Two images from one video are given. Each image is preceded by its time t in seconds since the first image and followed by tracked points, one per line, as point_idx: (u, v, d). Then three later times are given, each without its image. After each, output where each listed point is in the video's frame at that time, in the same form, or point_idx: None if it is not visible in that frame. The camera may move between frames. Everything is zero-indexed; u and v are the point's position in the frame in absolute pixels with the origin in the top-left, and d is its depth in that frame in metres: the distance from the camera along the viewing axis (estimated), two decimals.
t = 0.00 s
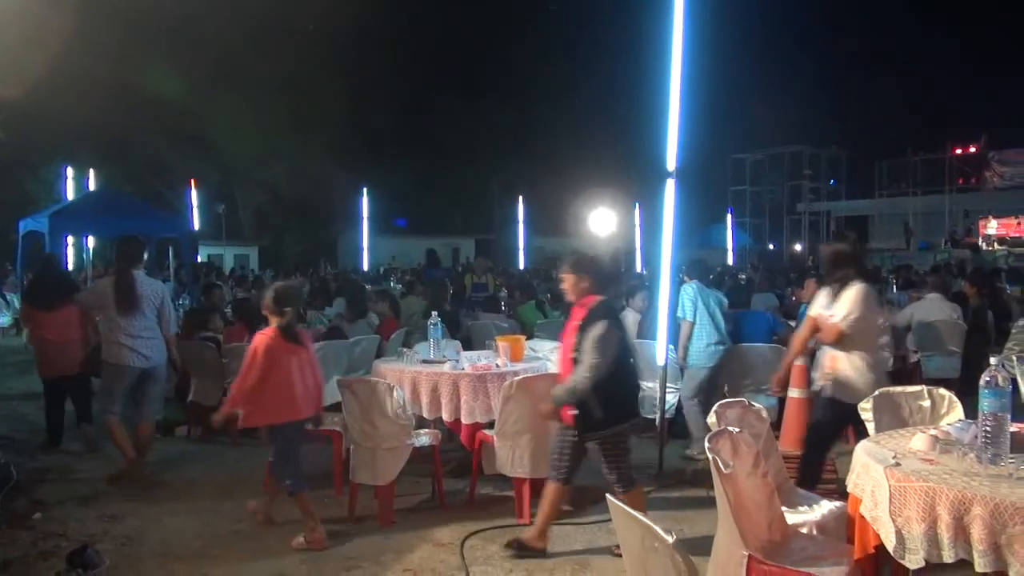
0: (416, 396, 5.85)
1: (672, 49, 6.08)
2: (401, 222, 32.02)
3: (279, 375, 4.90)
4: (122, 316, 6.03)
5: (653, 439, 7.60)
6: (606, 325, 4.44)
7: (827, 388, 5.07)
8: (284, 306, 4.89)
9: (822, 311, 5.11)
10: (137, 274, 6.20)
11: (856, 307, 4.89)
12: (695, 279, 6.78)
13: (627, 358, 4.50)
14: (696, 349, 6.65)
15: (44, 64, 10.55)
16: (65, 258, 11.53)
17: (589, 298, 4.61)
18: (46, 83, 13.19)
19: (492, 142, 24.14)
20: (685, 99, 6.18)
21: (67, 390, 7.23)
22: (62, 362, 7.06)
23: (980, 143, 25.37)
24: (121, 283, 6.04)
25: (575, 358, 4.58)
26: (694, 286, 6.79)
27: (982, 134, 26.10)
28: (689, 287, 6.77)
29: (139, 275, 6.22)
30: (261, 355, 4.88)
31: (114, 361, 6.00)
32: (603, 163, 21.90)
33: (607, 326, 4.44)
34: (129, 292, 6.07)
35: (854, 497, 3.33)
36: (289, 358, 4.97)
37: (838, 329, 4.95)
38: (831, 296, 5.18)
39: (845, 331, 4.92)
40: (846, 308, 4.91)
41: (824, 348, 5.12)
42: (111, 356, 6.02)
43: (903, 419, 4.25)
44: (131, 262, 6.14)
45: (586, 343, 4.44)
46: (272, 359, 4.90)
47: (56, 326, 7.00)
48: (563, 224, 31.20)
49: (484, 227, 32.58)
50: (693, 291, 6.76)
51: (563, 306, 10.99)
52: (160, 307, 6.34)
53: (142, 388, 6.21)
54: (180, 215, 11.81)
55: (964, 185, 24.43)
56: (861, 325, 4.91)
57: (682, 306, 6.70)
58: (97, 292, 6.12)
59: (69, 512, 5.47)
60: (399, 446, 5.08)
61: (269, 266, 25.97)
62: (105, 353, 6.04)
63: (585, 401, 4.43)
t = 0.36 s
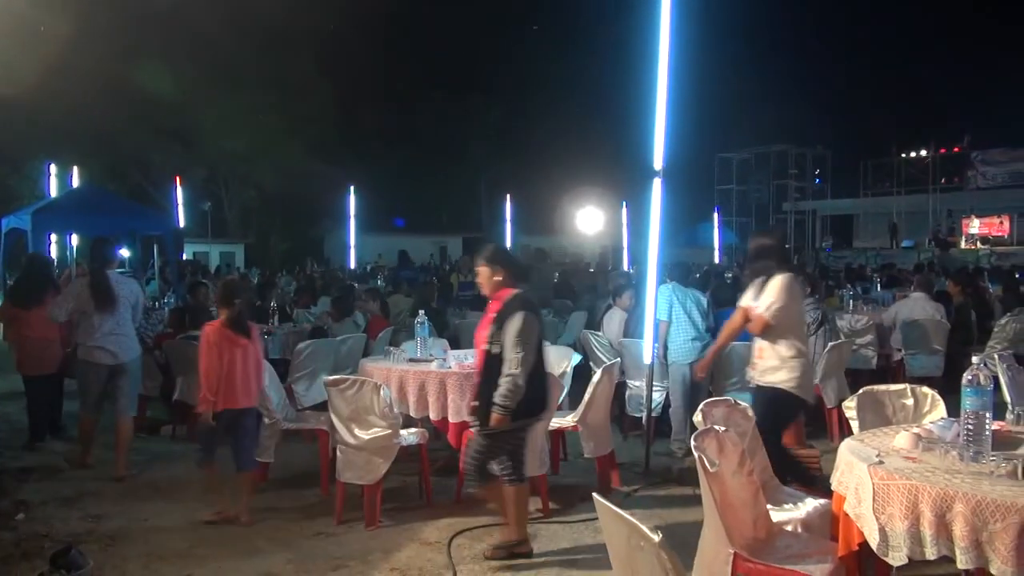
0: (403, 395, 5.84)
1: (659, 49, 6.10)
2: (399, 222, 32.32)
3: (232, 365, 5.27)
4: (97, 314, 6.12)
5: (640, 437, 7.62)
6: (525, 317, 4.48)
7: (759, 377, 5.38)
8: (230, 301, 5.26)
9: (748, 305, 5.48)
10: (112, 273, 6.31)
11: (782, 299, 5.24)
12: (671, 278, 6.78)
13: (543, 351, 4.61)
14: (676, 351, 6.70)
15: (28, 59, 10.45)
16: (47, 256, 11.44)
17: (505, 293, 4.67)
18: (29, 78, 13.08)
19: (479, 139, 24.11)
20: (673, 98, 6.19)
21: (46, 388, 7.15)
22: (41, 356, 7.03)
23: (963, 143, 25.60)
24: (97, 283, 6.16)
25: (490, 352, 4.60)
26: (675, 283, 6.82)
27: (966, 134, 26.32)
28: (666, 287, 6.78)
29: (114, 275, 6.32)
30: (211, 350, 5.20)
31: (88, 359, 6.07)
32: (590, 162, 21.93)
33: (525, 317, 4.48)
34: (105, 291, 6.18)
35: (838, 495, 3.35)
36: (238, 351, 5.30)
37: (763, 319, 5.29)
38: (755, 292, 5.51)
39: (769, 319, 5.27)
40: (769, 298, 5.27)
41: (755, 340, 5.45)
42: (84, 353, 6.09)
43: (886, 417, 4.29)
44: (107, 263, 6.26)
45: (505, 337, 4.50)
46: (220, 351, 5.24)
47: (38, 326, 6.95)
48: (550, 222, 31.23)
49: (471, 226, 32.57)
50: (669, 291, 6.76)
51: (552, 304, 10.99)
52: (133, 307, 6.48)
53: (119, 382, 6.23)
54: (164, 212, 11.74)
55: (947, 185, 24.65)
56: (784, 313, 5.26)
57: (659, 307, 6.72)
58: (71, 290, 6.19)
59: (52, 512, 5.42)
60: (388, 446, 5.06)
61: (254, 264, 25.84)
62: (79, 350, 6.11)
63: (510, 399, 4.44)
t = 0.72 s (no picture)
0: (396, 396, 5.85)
1: (650, 49, 6.11)
2: (398, 222, 32.49)
3: (173, 367, 5.52)
4: (65, 313, 6.31)
5: (632, 437, 7.64)
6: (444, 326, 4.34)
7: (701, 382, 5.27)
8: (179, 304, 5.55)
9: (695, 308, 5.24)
10: (81, 272, 6.41)
11: (723, 305, 5.01)
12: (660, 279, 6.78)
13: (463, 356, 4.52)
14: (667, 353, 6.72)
15: (18, 59, 10.41)
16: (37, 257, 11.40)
17: (420, 298, 4.44)
18: (20, 77, 13.01)
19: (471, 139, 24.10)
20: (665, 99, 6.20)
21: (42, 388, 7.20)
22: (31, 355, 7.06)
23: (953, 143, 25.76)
24: (63, 283, 6.28)
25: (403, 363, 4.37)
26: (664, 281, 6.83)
27: (955, 135, 26.48)
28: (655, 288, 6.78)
29: (82, 273, 6.42)
30: (151, 349, 5.47)
31: (56, 354, 6.32)
32: (582, 162, 21.96)
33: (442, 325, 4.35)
34: (72, 289, 6.32)
35: (830, 494, 3.37)
36: (178, 353, 5.55)
37: (706, 325, 5.09)
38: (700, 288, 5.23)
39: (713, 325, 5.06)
40: (711, 303, 5.04)
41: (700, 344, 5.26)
42: (54, 348, 6.34)
43: (877, 417, 4.32)
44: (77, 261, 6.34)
45: (418, 348, 4.31)
46: (159, 351, 5.49)
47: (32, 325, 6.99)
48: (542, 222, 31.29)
49: (463, 226, 32.60)
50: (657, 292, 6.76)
51: (544, 305, 11.00)
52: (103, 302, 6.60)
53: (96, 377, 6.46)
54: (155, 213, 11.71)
55: (937, 185, 24.80)
56: (726, 319, 5.05)
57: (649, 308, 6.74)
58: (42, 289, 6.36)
59: (43, 514, 5.40)
60: (381, 447, 5.05)
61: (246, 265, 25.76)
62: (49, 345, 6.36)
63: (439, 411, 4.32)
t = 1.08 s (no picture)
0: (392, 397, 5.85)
1: (647, 50, 6.12)
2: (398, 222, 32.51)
3: (133, 367, 5.54)
4: (54, 314, 6.31)
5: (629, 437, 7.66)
6: (331, 325, 4.38)
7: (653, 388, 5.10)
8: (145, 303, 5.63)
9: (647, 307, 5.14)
10: (69, 275, 6.45)
11: (678, 303, 4.92)
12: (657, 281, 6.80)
13: (365, 360, 4.48)
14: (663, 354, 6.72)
15: (14, 59, 10.40)
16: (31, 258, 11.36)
17: (341, 295, 4.54)
18: (16, 78, 13.00)
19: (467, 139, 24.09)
20: (661, 100, 6.20)
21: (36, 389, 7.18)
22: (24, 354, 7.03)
23: (947, 144, 25.86)
24: (54, 284, 6.31)
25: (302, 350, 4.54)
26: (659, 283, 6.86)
27: (950, 135, 26.59)
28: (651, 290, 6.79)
29: (71, 276, 6.47)
30: (115, 344, 5.53)
31: (45, 355, 6.28)
32: (578, 163, 22.00)
33: (333, 323, 4.39)
34: (61, 291, 6.35)
35: (826, 493, 3.38)
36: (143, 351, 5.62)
37: (658, 324, 4.98)
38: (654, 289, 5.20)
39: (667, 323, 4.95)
40: (663, 301, 4.97)
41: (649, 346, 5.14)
42: (42, 350, 6.30)
43: (873, 417, 4.33)
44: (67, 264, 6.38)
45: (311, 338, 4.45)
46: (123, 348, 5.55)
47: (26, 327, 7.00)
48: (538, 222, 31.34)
49: (459, 226, 32.62)
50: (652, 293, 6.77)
51: (540, 305, 11.01)
52: (89, 305, 6.65)
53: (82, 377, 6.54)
54: (149, 213, 11.68)
55: (931, 186, 24.89)
56: (678, 317, 4.96)
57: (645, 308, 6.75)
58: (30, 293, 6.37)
59: (39, 516, 5.39)
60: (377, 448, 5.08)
61: (241, 265, 25.69)
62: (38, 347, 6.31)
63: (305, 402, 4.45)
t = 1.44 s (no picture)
0: (377, 399, 5.83)
1: (630, 50, 6.14)
2: (397, 223, 32.31)
3: (94, 364, 5.66)
4: (36, 314, 6.32)
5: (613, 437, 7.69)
6: (249, 319, 4.54)
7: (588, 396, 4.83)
8: (102, 301, 5.75)
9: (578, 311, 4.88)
10: (52, 275, 6.42)
11: (616, 306, 4.71)
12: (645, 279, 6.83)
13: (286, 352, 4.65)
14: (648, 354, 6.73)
15: None
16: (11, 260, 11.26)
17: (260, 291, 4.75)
18: None
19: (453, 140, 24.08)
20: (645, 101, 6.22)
21: (13, 390, 7.04)
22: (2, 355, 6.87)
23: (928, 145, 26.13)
24: (36, 284, 6.28)
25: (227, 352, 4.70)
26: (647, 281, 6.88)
27: (931, 136, 26.86)
28: (639, 288, 6.81)
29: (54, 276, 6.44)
30: (76, 344, 5.62)
31: (26, 355, 6.31)
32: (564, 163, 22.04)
33: (251, 316, 4.55)
34: (44, 291, 6.33)
35: (807, 491, 3.40)
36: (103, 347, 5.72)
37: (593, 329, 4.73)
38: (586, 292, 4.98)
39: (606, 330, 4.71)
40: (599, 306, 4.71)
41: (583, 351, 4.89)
42: (23, 349, 6.32)
43: (854, 415, 4.37)
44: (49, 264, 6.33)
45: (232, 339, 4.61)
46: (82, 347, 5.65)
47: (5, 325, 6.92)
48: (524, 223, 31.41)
49: (445, 226, 32.64)
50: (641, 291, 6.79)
51: (525, 306, 11.02)
52: (70, 305, 6.64)
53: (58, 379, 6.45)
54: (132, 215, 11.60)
55: (913, 186, 25.13)
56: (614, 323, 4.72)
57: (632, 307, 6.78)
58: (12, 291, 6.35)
59: (19, 520, 5.33)
60: (361, 450, 5.06)
61: (225, 266, 25.55)
62: (19, 346, 6.33)
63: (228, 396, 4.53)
